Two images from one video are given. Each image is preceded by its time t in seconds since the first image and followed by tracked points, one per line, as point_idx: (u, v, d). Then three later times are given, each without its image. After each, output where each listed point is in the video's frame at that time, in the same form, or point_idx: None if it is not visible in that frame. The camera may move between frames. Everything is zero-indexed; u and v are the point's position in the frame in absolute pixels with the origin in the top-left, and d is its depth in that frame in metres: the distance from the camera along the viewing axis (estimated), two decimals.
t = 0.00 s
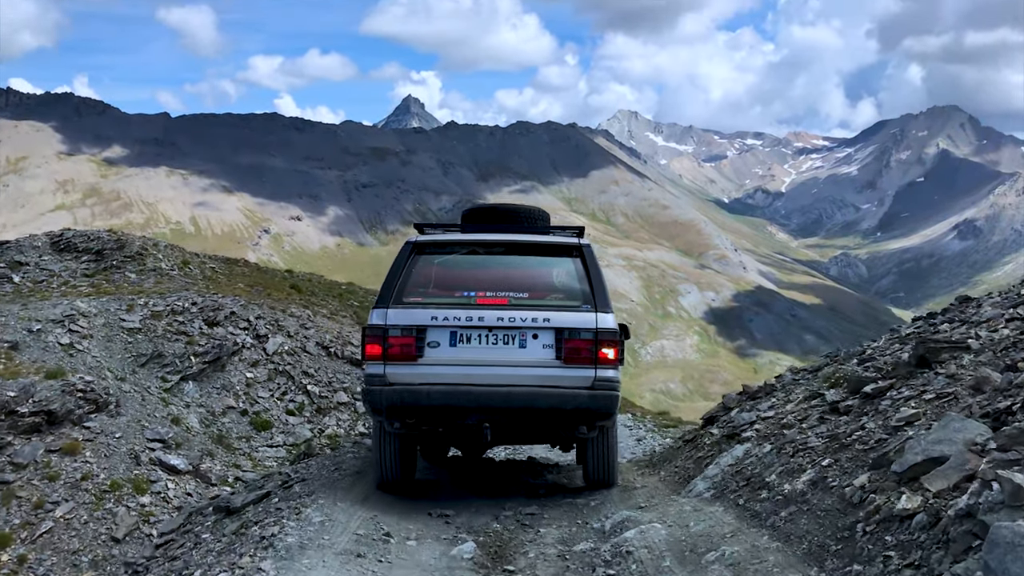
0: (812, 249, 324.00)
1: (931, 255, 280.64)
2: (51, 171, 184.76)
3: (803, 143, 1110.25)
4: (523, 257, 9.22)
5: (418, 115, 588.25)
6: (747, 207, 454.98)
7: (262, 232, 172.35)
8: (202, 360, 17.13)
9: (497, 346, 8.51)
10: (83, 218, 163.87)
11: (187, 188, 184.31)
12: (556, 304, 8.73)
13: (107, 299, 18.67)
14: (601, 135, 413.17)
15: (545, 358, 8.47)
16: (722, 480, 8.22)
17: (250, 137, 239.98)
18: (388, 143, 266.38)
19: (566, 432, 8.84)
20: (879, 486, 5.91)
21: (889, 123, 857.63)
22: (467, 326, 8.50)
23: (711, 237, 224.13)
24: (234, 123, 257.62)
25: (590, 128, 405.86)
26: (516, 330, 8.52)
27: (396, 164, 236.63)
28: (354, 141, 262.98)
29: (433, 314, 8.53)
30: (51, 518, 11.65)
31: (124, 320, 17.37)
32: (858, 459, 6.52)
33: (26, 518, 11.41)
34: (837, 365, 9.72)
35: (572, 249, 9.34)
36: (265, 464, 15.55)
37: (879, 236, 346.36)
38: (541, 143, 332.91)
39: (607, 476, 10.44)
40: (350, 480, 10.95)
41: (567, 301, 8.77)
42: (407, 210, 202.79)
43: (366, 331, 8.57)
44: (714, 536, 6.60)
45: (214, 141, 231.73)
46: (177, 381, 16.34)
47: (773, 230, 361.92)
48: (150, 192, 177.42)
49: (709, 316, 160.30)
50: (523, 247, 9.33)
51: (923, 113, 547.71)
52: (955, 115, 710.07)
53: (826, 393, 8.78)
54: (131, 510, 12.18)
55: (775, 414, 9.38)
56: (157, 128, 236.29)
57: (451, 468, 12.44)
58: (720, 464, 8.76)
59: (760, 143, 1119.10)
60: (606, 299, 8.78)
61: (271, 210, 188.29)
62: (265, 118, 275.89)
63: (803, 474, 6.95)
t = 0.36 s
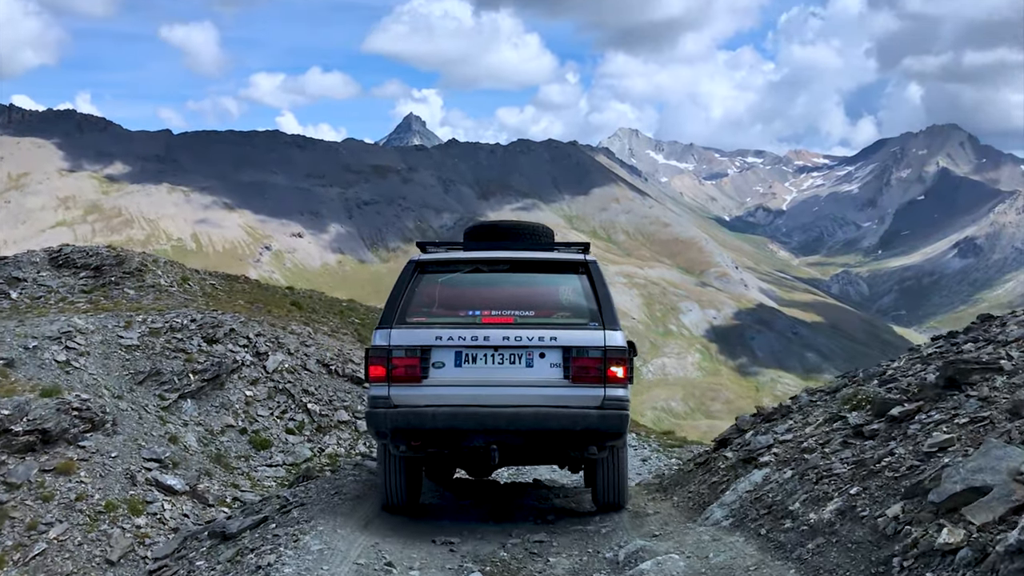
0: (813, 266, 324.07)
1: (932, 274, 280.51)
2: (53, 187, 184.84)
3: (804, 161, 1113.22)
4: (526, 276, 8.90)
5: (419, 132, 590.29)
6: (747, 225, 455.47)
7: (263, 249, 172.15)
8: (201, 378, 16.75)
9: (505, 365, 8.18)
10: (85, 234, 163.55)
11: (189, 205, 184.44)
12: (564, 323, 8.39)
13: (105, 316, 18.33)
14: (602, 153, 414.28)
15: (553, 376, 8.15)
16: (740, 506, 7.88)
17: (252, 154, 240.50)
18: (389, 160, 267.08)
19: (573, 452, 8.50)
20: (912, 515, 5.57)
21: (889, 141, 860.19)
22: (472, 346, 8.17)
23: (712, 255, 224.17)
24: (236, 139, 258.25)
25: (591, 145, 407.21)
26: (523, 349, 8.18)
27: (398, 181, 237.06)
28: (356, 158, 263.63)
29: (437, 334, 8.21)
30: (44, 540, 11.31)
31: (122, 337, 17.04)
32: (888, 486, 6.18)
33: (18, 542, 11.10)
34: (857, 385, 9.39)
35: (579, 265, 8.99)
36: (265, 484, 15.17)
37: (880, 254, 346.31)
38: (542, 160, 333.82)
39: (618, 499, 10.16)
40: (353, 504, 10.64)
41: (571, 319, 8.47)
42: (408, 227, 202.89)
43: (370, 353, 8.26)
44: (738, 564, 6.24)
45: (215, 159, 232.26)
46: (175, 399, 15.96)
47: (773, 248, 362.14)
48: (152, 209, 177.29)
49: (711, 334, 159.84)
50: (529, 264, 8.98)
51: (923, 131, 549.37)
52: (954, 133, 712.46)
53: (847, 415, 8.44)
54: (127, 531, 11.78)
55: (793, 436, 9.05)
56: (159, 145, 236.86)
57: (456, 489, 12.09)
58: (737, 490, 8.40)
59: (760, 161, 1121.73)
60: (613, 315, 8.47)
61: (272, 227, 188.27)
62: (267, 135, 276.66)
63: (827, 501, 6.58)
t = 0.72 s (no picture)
0: (815, 281, 323.33)
1: (934, 287, 279.89)
2: (55, 201, 184.62)
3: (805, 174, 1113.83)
4: (531, 291, 8.57)
5: (420, 146, 591.54)
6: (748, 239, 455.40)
7: (265, 262, 171.67)
8: (200, 391, 16.43)
9: (510, 383, 7.90)
10: (87, 247, 163.13)
11: (191, 219, 183.90)
12: (570, 337, 8.09)
13: (103, 328, 17.99)
14: (602, 166, 414.78)
15: (561, 393, 7.86)
16: (757, 527, 7.59)
17: (253, 168, 240.67)
18: (391, 174, 267.30)
19: (582, 469, 8.17)
20: (949, 539, 5.24)
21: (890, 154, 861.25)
22: (479, 363, 7.89)
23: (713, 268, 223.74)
24: (237, 153, 258.56)
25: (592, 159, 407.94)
26: (529, 366, 7.90)
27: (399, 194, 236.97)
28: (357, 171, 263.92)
29: (443, 351, 7.95)
30: (39, 555, 10.98)
31: (120, 350, 16.76)
32: (918, 506, 5.85)
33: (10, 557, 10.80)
34: (880, 402, 9.04)
35: (584, 279, 8.66)
36: (265, 499, 14.83)
37: (881, 267, 345.69)
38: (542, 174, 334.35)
39: (626, 514, 9.93)
40: (358, 523, 10.36)
41: (579, 333, 8.16)
42: (409, 241, 202.72)
43: (376, 369, 8.01)
44: None
45: (217, 173, 232.51)
46: (174, 413, 15.67)
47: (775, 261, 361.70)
48: (154, 222, 177.00)
49: (713, 348, 159.13)
50: (535, 279, 8.66)
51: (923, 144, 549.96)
52: (954, 146, 714.40)
53: (867, 432, 8.10)
54: (124, 546, 11.47)
55: (809, 453, 8.77)
56: (161, 159, 237.04)
57: (460, 507, 11.78)
58: (754, 509, 8.11)
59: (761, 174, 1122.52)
60: (621, 328, 8.15)
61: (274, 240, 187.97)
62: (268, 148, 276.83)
63: (850, 522, 6.27)
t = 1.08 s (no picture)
0: (810, 287, 323.07)
1: (929, 292, 280.08)
2: (51, 209, 184.00)
3: (799, 180, 1116.44)
4: (543, 299, 8.45)
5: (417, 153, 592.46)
6: (744, 244, 455.85)
7: (260, 269, 171.02)
8: (196, 399, 16.14)
9: (519, 390, 7.81)
10: (82, 254, 162.33)
11: (187, 226, 182.78)
12: (580, 344, 7.99)
13: (98, 335, 17.68)
14: (598, 172, 415.10)
15: (570, 398, 7.78)
16: (774, 537, 7.37)
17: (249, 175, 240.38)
18: (386, 181, 267.17)
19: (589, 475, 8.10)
20: (982, 550, 5.03)
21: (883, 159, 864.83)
22: (489, 368, 7.83)
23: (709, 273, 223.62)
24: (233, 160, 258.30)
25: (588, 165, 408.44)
26: (539, 372, 7.81)
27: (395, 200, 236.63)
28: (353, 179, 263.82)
29: (455, 356, 7.86)
30: (31, 567, 10.66)
31: (115, 358, 16.49)
32: (945, 517, 5.65)
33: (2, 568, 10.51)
34: (895, 406, 8.86)
35: (593, 287, 8.52)
36: (261, 508, 14.52)
37: (876, 271, 346.19)
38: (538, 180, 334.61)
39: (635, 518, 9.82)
40: (363, 535, 10.17)
41: (589, 341, 8.05)
42: (405, 247, 202.20)
43: (388, 374, 7.94)
44: None
45: (213, 180, 232.20)
46: (169, 421, 15.37)
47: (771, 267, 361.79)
48: (150, 230, 176.36)
49: (709, 352, 158.81)
50: (545, 285, 8.55)
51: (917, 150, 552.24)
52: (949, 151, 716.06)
53: (882, 439, 7.92)
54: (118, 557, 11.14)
55: (826, 460, 8.51)
56: (157, 166, 236.64)
57: (467, 515, 11.66)
58: (768, 517, 7.88)
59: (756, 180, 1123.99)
60: (630, 336, 8.06)
61: (270, 246, 187.43)
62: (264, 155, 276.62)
63: (875, 533, 6.06)
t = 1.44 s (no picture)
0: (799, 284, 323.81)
1: (916, 289, 281.58)
2: (38, 211, 182.34)
3: (788, 178, 1120.54)
4: (541, 308, 8.50)
5: (407, 153, 591.38)
6: (733, 243, 457.10)
7: (249, 269, 169.84)
8: (184, 402, 15.88)
9: (518, 399, 7.85)
10: (69, 255, 160.71)
11: (176, 228, 181.33)
12: (579, 353, 8.04)
13: (84, 336, 17.28)
14: (587, 172, 415.15)
15: (570, 408, 7.82)
16: (785, 539, 7.17)
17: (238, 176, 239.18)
18: (376, 181, 266.51)
19: (589, 482, 8.15)
20: (1016, 559, 4.79)
21: (870, 157, 869.11)
22: (490, 380, 7.85)
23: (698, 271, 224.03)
24: (222, 161, 256.97)
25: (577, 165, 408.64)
26: (540, 379, 7.86)
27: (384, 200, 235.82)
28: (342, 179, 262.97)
29: (456, 369, 7.88)
30: None
31: (102, 359, 16.13)
32: (969, 520, 5.45)
33: None
34: (904, 406, 8.67)
35: (589, 295, 8.57)
36: (252, 511, 14.21)
37: (864, 269, 347.65)
38: (527, 180, 334.72)
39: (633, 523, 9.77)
40: (358, 543, 9.87)
41: (588, 350, 8.09)
42: (394, 247, 201.32)
43: (390, 387, 7.93)
44: None
45: (202, 181, 230.76)
46: (157, 424, 15.06)
47: (760, 265, 362.90)
48: (137, 231, 174.76)
49: (697, 350, 159.02)
50: (542, 296, 8.60)
51: (904, 147, 554.89)
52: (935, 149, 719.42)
53: (895, 439, 7.71)
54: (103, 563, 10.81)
55: (833, 461, 8.34)
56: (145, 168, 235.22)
57: (465, 520, 11.59)
58: (780, 521, 7.62)
59: (745, 178, 1127.01)
60: (629, 344, 8.08)
61: (259, 247, 186.35)
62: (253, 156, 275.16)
63: (894, 539, 5.82)
